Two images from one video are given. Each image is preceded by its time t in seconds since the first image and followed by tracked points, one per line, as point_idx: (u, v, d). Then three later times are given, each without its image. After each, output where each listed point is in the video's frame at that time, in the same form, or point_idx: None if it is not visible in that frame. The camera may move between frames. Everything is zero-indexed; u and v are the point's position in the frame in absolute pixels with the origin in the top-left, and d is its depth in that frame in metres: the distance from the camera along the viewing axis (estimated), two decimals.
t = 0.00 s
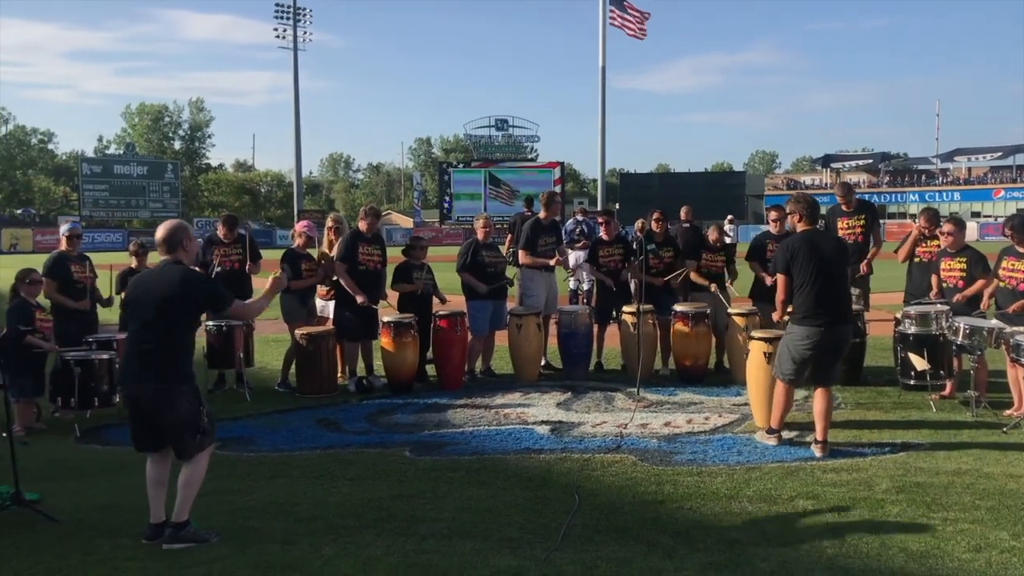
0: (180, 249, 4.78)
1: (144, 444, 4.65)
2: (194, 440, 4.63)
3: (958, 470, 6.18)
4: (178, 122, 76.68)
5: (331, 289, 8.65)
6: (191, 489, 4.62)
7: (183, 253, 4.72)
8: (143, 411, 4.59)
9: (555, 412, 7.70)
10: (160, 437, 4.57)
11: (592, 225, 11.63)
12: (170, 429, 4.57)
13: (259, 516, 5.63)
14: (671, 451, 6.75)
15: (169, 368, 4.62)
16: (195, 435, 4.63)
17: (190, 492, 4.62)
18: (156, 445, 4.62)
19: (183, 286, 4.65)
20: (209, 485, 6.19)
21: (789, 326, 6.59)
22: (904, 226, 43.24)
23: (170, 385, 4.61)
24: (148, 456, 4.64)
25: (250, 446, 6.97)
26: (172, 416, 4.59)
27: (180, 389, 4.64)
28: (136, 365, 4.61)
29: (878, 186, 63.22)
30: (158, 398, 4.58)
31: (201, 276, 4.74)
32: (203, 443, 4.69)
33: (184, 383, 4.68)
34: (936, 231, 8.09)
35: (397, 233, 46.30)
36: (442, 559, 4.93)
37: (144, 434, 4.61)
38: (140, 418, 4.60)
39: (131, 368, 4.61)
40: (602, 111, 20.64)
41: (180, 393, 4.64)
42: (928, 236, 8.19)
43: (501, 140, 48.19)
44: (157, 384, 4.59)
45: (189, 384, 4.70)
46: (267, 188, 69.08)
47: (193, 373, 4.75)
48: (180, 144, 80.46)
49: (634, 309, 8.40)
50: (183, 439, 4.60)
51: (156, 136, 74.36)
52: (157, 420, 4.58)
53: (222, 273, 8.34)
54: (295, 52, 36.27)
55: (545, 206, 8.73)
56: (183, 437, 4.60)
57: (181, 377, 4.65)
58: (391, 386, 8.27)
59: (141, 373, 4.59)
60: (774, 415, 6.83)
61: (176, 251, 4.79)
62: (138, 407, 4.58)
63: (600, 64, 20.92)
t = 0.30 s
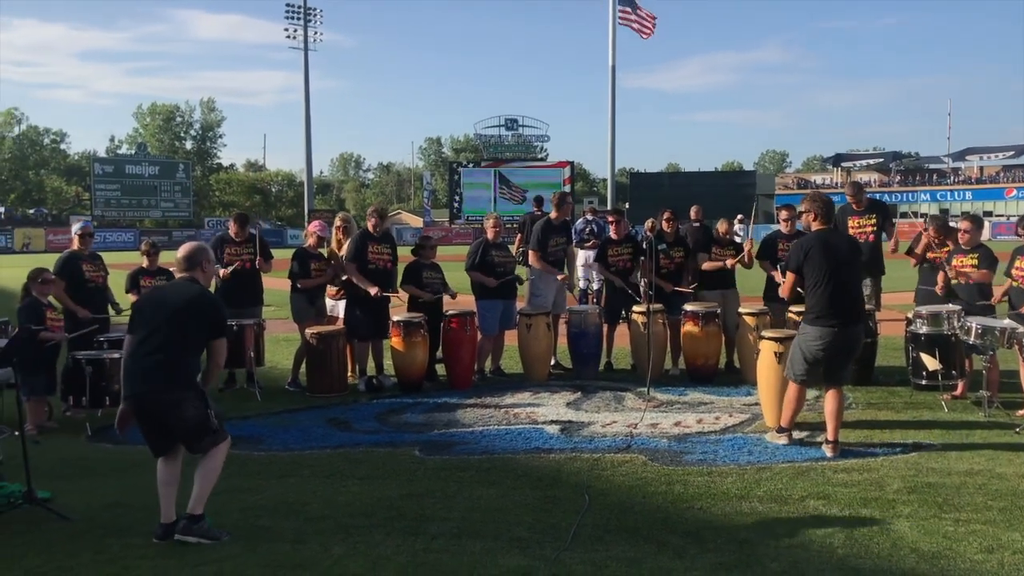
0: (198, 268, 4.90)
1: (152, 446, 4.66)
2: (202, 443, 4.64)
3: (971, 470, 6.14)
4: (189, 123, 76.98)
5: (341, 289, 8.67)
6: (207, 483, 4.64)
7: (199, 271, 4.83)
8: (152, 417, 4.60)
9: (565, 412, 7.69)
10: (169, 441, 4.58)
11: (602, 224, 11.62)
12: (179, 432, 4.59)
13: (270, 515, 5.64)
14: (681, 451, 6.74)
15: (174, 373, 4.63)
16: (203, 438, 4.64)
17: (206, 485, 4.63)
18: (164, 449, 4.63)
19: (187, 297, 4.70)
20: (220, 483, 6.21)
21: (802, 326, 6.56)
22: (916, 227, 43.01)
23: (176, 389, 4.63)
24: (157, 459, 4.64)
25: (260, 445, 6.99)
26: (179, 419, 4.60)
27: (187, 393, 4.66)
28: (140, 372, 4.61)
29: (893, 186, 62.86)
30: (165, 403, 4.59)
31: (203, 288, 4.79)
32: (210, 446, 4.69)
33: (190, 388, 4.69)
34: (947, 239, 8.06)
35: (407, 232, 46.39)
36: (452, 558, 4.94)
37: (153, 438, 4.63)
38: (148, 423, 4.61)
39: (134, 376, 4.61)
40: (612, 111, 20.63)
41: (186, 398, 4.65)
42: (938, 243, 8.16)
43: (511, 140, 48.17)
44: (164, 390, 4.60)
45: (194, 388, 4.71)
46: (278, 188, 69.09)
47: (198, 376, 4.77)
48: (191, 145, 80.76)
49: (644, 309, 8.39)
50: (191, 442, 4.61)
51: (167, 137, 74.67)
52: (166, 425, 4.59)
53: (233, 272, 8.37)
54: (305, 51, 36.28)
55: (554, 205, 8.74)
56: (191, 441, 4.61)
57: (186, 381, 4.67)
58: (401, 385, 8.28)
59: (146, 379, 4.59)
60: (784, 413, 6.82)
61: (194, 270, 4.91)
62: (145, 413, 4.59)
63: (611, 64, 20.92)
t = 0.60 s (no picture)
0: (213, 266, 4.88)
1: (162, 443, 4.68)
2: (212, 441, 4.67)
3: (981, 471, 6.12)
4: (197, 121, 77.16)
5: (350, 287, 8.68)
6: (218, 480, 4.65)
7: (213, 270, 4.81)
8: (163, 415, 4.62)
9: (573, 411, 7.69)
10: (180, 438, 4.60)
11: (610, 223, 11.63)
12: (190, 429, 4.62)
13: (278, 512, 5.66)
14: (689, 451, 6.73)
15: (186, 371, 4.64)
16: (213, 436, 4.66)
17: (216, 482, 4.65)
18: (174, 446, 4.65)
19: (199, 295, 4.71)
20: (228, 481, 6.23)
21: (812, 325, 6.55)
22: (925, 226, 42.85)
23: (188, 386, 4.64)
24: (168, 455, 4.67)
25: (269, 443, 7.01)
26: (190, 418, 4.62)
27: (198, 391, 4.67)
28: (152, 370, 4.62)
29: (902, 185, 62.65)
30: (176, 400, 4.61)
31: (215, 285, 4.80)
32: (219, 444, 4.70)
33: (201, 386, 4.70)
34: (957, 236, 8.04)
35: (415, 231, 46.45)
36: (459, 556, 4.94)
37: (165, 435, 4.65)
38: (159, 420, 4.62)
39: (146, 373, 4.62)
40: (621, 109, 20.62)
41: (197, 395, 4.67)
42: (948, 240, 8.15)
43: (520, 139, 48.14)
44: (175, 387, 4.61)
45: (205, 385, 4.72)
46: (286, 187, 69.23)
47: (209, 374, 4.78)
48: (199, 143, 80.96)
49: (652, 308, 8.38)
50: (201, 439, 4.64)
51: (175, 135, 74.87)
52: (177, 422, 4.61)
53: (243, 270, 8.40)
54: (313, 49, 36.29)
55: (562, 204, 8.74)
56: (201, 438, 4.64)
57: (197, 379, 4.68)
58: (409, 384, 8.29)
59: (157, 377, 4.59)
60: (794, 411, 6.80)
61: (209, 267, 4.89)
62: (156, 410, 4.60)
63: (619, 63, 20.91)
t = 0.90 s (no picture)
0: (230, 250, 4.83)
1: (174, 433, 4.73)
2: (220, 434, 4.66)
3: (990, 470, 6.10)
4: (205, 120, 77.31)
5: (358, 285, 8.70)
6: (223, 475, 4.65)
7: (229, 253, 4.76)
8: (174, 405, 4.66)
9: (580, 409, 7.69)
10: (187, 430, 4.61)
11: (618, 221, 11.64)
12: (197, 421, 4.62)
13: (286, 510, 5.67)
14: (696, 449, 6.72)
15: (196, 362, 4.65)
16: (220, 428, 4.65)
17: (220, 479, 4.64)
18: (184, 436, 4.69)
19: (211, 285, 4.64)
20: (236, 478, 6.25)
21: (820, 328, 6.54)
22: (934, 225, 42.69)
23: (198, 377, 4.65)
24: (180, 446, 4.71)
25: (277, 440, 7.02)
26: (199, 409, 4.63)
27: (208, 382, 4.68)
28: (166, 358, 4.67)
29: (910, 184, 62.46)
30: (186, 391, 4.63)
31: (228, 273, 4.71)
32: (227, 437, 4.69)
33: (213, 376, 4.71)
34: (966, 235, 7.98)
35: (422, 229, 46.52)
36: (467, 554, 4.94)
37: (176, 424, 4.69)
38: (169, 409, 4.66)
39: (160, 362, 4.68)
40: (629, 107, 20.60)
41: (208, 386, 4.67)
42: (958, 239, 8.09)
43: (527, 137, 48.12)
44: (185, 378, 4.63)
45: (217, 376, 4.72)
46: (294, 185, 69.30)
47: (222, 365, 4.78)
48: (207, 141, 81.11)
49: (660, 306, 8.37)
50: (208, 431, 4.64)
51: (183, 134, 75.00)
52: (185, 412, 4.63)
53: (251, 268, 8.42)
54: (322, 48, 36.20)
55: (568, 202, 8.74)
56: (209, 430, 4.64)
57: (208, 370, 4.68)
58: (416, 382, 8.30)
59: (171, 366, 4.64)
60: (801, 410, 6.76)
61: (226, 251, 4.85)
62: (167, 399, 4.65)
63: (627, 61, 20.89)
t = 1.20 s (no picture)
0: (238, 238, 4.82)
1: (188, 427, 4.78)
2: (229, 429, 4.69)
3: (999, 471, 6.07)
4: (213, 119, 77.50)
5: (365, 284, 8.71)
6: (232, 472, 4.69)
7: (237, 240, 4.75)
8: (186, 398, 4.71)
9: (588, 408, 7.69)
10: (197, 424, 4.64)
11: (626, 220, 11.63)
12: (206, 415, 4.65)
13: (293, 507, 5.68)
14: (704, 449, 6.71)
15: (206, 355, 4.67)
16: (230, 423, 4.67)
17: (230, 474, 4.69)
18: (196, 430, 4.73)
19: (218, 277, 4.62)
20: (243, 476, 6.26)
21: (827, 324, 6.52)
22: (943, 226, 42.58)
23: (208, 371, 4.67)
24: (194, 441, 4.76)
25: (284, 438, 7.04)
26: (209, 403, 4.66)
27: (218, 375, 4.70)
28: (178, 352, 4.71)
29: (918, 185, 62.25)
30: (197, 384, 4.67)
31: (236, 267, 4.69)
32: (237, 432, 4.71)
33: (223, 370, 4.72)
34: (974, 232, 7.97)
35: (430, 228, 46.60)
36: (474, 552, 4.95)
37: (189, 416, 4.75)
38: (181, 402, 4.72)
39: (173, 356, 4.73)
40: (637, 105, 20.60)
41: (218, 380, 4.70)
42: (967, 237, 8.07)
43: (536, 137, 48.11)
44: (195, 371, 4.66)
45: (228, 370, 4.74)
46: (303, 185, 69.39)
47: (235, 359, 4.80)
48: (215, 141, 81.29)
49: (668, 306, 8.36)
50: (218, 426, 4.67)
51: (191, 133, 75.18)
52: (195, 405, 4.66)
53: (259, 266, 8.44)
54: (331, 46, 36.33)
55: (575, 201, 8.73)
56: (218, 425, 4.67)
57: (219, 364, 4.70)
58: (424, 380, 8.31)
59: (183, 361, 4.68)
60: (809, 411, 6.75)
61: (235, 240, 4.84)
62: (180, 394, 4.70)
63: (636, 60, 20.89)
